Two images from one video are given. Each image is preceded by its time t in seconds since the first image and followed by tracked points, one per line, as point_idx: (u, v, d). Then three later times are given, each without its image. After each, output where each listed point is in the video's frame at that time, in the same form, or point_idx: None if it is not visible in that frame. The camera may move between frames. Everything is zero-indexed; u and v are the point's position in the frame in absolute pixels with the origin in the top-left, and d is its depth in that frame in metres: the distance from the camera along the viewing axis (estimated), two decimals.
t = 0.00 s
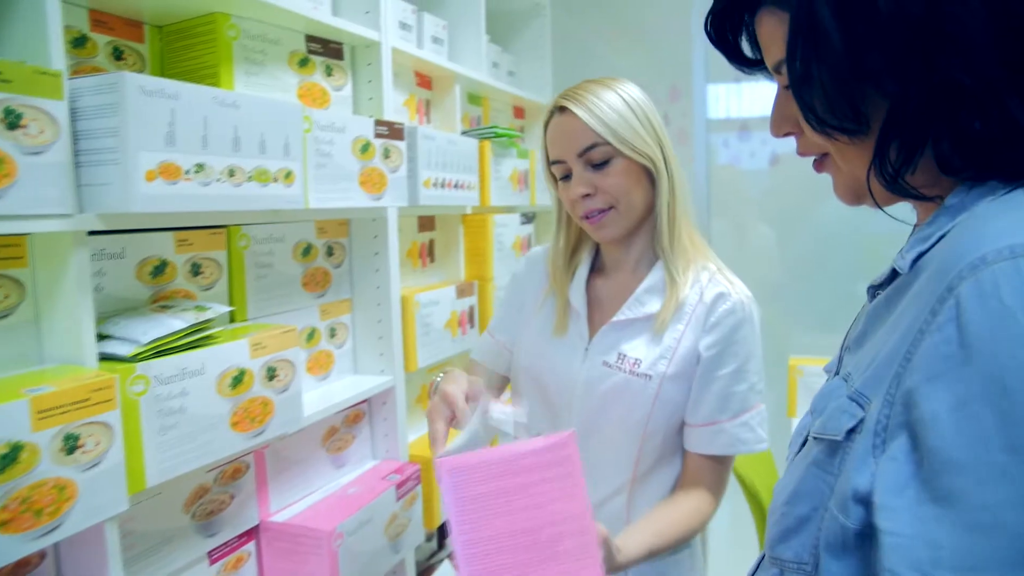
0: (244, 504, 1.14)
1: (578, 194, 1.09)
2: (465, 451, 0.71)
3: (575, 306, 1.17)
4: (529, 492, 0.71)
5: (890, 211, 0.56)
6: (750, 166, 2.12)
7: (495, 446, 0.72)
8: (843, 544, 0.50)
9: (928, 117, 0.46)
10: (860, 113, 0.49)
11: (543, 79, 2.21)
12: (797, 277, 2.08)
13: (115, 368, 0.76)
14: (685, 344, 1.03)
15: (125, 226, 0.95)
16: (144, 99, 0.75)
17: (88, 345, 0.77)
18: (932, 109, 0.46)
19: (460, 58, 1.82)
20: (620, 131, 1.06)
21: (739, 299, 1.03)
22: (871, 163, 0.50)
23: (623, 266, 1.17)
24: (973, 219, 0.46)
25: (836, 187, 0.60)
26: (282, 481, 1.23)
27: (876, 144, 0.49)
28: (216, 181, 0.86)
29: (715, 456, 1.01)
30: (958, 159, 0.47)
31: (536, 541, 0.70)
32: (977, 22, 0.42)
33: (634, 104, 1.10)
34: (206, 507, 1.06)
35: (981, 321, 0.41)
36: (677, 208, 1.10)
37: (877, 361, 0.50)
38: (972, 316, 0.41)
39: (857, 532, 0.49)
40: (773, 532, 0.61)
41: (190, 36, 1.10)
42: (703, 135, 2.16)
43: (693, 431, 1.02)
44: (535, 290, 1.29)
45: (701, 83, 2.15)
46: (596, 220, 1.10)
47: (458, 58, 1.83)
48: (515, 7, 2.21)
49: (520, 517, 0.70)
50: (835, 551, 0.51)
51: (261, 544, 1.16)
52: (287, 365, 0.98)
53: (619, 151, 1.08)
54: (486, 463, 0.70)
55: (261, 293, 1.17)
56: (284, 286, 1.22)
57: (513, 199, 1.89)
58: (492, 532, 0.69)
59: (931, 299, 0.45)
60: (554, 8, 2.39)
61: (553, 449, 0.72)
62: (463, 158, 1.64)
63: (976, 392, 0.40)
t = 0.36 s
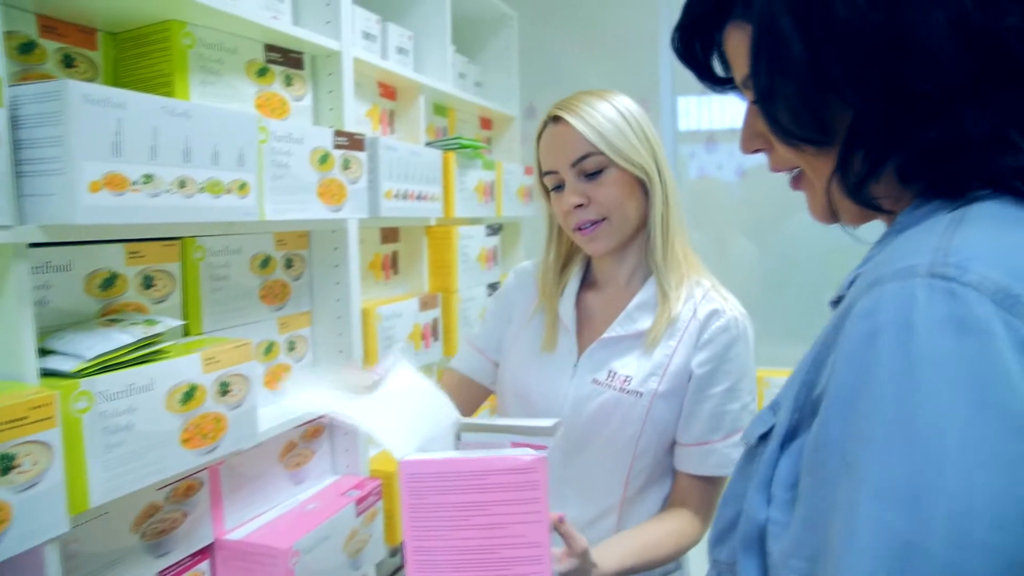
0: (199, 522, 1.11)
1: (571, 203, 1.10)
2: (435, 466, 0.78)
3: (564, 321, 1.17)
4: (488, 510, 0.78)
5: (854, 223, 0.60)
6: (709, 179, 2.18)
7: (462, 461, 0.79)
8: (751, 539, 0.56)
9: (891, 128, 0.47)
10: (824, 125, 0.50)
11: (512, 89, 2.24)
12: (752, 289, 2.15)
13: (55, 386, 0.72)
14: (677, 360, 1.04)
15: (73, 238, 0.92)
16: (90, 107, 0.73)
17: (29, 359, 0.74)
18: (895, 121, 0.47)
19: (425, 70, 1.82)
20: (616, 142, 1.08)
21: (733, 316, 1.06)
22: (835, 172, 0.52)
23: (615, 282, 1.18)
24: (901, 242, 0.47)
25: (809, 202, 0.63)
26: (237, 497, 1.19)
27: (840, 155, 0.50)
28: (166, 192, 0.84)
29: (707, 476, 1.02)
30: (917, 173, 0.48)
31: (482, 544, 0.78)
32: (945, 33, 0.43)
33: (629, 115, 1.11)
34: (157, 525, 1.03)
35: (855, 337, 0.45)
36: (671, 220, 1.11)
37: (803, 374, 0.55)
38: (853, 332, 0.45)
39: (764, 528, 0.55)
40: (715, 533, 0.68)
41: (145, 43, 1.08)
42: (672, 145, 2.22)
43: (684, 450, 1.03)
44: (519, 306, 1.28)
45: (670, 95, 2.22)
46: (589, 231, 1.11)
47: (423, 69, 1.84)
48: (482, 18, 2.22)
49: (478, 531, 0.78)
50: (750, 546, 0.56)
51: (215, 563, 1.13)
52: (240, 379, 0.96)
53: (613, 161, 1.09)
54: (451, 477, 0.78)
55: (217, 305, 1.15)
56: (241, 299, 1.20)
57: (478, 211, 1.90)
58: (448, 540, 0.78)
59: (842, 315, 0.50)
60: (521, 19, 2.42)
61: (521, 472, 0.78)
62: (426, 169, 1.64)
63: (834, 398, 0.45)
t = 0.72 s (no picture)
0: (163, 532, 1.08)
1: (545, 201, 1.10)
2: (428, 461, 0.78)
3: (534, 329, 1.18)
4: (478, 508, 0.77)
5: (830, 223, 0.57)
6: (674, 183, 2.23)
7: (456, 455, 0.78)
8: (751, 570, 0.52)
9: (862, 134, 0.46)
10: (794, 129, 0.48)
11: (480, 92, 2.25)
12: (719, 291, 2.21)
13: (13, 396, 0.70)
14: (651, 365, 1.05)
15: (31, 243, 0.89)
16: (47, 108, 0.71)
17: None
18: (868, 124, 0.45)
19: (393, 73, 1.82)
20: (595, 144, 1.09)
21: (705, 318, 1.07)
22: (813, 175, 0.50)
23: (586, 285, 1.20)
24: (913, 251, 0.45)
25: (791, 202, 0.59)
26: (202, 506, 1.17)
27: (817, 158, 0.49)
28: (127, 196, 0.82)
29: (683, 481, 1.03)
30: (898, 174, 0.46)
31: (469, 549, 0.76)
32: (908, 42, 0.41)
33: (608, 117, 1.12)
34: (120, 536, 1.01)
35: (877, 365, 0.40)
36: (645, 226, 1.13)
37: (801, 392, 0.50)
38: (873, 359, 0.41)
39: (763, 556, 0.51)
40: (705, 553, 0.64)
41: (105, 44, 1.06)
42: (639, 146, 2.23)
43: (662, 456, 1.04)
44: (491, 312, 1.29)
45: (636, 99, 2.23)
46: (560, 230, 1.12)
47: (390, 72, 1.84)
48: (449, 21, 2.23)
49: (465, 529, 0.77)
50: None
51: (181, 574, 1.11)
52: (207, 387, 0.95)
53: (589, 163, 1.10)
54: (443, 472, 0.77)
55: (180, 311, 1.13)
56: (206, 305, 1.18)
57: (446, 214, 1.90)
58: (436, 536, 0.77)
59: (854, 334, 0.45)
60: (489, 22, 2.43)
61: (513, 471, 0.77)
62: (393, 173, 1.64)
63: (850, 432, 0.40)
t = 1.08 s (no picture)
0: (137, 542, 1.06)
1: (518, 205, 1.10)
2: (443, 520, 0.65)
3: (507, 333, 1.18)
4: (509, 556, 0.67)
5: (825, 226, 0.56)
6: (647, 184, 2.26)
7: (471, 507, 0.67)
8: None
9: (864, 138, 0.45)
10: (793, 135, 0.47)
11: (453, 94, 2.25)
12: (691, 291, 2.24)
13: None
14: (625, 364, 1.06)
15: None
16: (15, 108, 0.69)
17: None
18: (870, 126, 0.44)
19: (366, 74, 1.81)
20: (568, 147, 1.09)
21: (678, 316, 1.08)
22: (813, 183, 0.49)
23: (558, 288, 1.21)
24: (918, 250, 0.43)
25: (785, 205, 0.58)
26: (177, 515, 1.15)
27: (817, 165, 0.48)
28: (100, 199, 0.81)
29: (661, 478, 1.05)
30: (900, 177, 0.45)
31: None
32: (909, 42, 0.40)
33: (578, 116, 1.13)
34: (94, 546, 0.98)
35: (898, 358, 0.39)
36: (617, 229, 1.14)
37: (815, 391, 0.48)
38: (895, 352, 0.39)
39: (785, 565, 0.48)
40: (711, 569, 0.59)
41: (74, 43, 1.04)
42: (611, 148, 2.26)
43: (639, 454, 1.05)
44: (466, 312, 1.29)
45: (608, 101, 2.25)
46: (534, 234, 1.12)
47: (363, 73, 1.83)
48: (424, 22, 2.22)
49: None
50: None
51: None
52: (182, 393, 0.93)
53: (563, 167, 1.11)
54: (463, 529, 0.66)
55: (152, 316, 1.11)
56: (178, 310, 1.16)
57: (421, 216, 1.90)
58: None
59: (869, 328, 0.43)
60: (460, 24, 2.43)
61: (536, 507, 0.68)
62: (368, 174, 1.63)
63: (872, 426, 0.39)
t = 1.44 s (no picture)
0: (117, 538, 1.04)
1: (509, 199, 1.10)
2: (449, 465, 0.70)
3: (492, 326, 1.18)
4: (509, 504, 0.70)
5: (832, 222, 0.56)
6: (624, 178, 2.26)
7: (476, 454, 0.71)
8: (783, 569, 0.49)
9: (873, 133, 0.46)
10: (804, 130, 0.48)
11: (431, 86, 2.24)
12: (668, 284, 2.26)
13: None
14: (611, 360, 1.07)
15: None
16: None
17: None
18: (881, 120, 0.45)
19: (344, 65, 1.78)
20: (558, 141, 1.09)
21: (665, 312, 1.09)
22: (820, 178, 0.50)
23: (544, 283, 1.21)
24: (928, 246, 0.44)
25: (789, 199, 0.59)
26: (157, 510, 1.13)
27: (824, 159, 0.49)
28: (81, 189, 0.79)
29: (645, 473, 1.06)
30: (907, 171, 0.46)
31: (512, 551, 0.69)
32: (921, 37, 0.41)
33: (566, 107, 1.13)
34: (73, 544, 0.97)
35: (917, 353, 0.39)
36: (606, 225, 1.15)
37: (825, 384, 0.48)
38: (912, 347, 0.40)
39: (796, 553, 0.49)
40: (717, 558, 0.59)
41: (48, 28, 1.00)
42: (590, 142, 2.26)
43: (624, 449, 1.06)
44: (449, 304, 1.28)
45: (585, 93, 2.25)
46: (524, 229, 1.12)
47: (342, 63, 1.80)
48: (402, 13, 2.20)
49: (502, 531, 0.70)
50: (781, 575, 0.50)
51: None
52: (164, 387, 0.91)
53: (555, 162, 1.10)
54: (467, 475, 0.70)
55: (131, 309, 1.09)
56: (157, 302, 1.14)
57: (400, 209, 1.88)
58: (473, 546, 0.68)
59: (884, 323, 0.44)
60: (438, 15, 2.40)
61: (538, 458, 0.72)
62: (348, 166, 1.61)
63: (893, 420, 0.39)
